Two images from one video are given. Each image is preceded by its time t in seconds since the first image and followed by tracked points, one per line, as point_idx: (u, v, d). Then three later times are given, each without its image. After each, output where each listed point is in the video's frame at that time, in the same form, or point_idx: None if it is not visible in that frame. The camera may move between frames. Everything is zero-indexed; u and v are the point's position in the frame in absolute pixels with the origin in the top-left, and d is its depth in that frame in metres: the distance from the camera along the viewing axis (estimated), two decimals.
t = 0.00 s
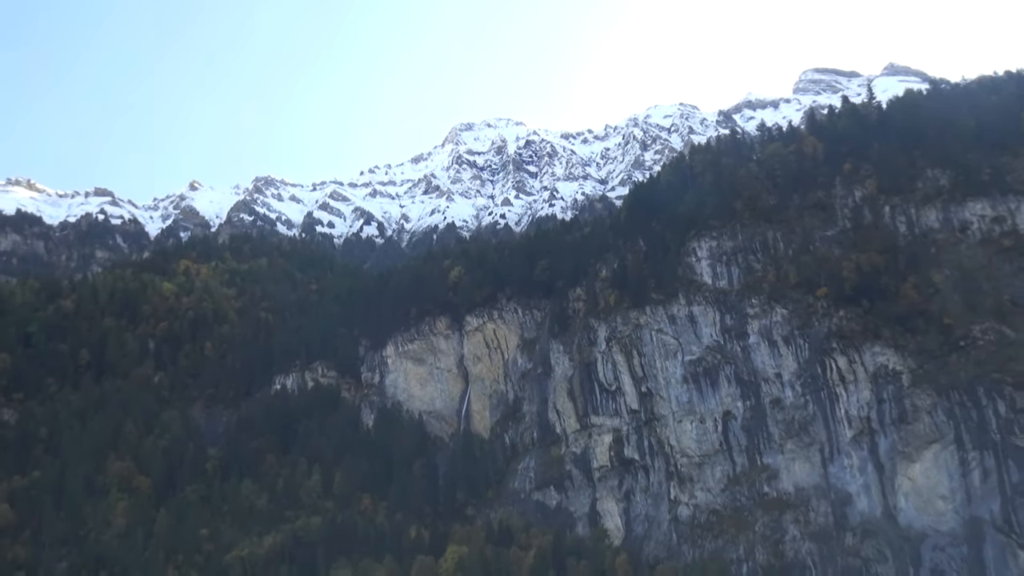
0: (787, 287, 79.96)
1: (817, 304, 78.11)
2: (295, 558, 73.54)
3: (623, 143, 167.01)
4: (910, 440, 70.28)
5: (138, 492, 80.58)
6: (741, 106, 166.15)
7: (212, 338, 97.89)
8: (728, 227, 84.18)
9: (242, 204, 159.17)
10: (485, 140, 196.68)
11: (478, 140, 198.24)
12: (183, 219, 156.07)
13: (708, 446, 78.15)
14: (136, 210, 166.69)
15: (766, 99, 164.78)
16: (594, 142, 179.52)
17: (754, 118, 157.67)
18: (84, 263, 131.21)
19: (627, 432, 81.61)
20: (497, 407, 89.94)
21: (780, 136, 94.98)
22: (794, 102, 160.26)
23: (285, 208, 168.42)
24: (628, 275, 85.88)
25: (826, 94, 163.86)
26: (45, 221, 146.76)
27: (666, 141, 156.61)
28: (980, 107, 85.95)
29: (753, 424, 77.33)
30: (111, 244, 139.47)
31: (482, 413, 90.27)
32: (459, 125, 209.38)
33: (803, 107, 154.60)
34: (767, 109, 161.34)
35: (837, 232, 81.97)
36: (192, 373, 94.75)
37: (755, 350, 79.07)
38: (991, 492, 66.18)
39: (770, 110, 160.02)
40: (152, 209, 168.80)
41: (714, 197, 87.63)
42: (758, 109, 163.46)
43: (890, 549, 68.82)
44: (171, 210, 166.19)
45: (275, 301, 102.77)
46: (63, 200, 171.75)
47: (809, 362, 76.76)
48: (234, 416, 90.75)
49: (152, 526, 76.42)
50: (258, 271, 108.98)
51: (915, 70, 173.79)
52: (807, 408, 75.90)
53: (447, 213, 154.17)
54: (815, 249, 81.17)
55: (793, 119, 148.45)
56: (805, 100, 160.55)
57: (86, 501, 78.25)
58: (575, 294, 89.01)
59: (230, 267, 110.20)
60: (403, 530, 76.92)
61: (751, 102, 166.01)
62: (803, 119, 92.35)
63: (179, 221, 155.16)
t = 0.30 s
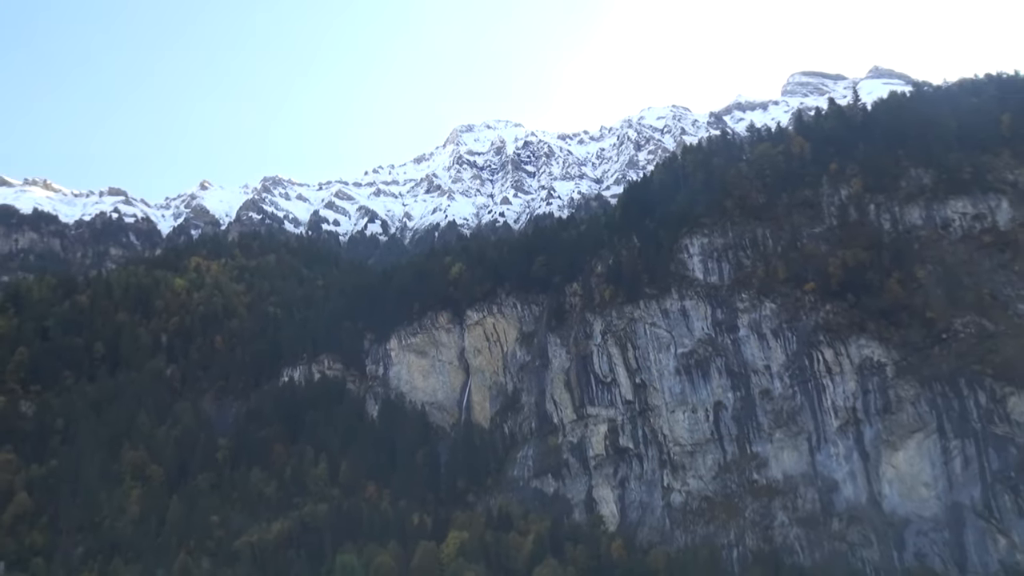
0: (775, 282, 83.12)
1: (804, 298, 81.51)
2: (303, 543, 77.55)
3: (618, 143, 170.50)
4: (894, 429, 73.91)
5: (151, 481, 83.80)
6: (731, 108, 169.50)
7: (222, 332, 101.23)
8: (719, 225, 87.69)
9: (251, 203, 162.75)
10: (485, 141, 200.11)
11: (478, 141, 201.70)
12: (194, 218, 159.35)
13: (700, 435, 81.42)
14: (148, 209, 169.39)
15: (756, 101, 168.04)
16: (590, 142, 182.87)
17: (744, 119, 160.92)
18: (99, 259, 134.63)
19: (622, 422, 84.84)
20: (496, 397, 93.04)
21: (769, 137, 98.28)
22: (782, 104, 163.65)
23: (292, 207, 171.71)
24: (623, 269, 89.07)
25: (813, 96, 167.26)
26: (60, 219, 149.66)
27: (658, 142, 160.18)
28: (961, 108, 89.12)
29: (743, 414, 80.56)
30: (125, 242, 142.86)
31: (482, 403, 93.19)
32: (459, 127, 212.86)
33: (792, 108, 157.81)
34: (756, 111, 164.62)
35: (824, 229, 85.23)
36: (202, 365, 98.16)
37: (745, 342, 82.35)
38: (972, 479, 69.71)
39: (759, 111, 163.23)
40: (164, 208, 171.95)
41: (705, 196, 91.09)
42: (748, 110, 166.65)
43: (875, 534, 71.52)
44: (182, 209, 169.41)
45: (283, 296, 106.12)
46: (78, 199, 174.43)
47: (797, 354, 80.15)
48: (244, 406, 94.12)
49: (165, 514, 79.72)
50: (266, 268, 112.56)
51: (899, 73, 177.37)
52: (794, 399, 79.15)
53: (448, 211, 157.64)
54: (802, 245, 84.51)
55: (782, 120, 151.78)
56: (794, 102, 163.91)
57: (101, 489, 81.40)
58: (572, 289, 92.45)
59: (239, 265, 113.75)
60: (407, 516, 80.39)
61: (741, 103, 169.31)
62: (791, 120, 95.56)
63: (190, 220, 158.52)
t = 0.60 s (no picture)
0: (763, 280, 86.63)
1: (791, 295, 84.82)
2: (311, 529, 81.31)
3: (613, 145, 174.02)
4: (877, 420, 77.45)
5: (164, 469, 87.21)
6: (721, 111, 172.88)
7: (231, 327, 104.86)
8: (710, 223, 90.97)
9: (260, 204, 166.75)
10: (485, 143, 203.71)
11: (478, 143, 205.30)
12: (205, 217, 162.73)
13: (691, 426, 84.84)
14: (161, 208, 172.63)
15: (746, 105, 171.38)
16: (586, 144, 186.27)
17: (734, 122, 164.16)
18: (114, 257, 138.39)
19: (616, 413, 88.30)
20: (496, 390, 96.72)
21: (758, 140, 101.81)
22: (770, 108, 167.16)
23: (299, 206, 175.16)
24: (617, 266, 92.54)
25: (801, 100, 170.67)
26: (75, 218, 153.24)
27: (651, 145, 163.69)
28: (942, 113, 92.45)
29: (733, 406, 83.93)
30: (138, 240, 146.28)
31: (481, 395, 97.30)
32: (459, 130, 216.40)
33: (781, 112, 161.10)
34: (746, 114, 167.91)
35: (811, 229, 88.64)
36: (212, 359, 101.92)
37: (735, 337, 85.80)
38: (953, 468, 73.12)
39: (748, 115, 166.51)
40: (175, 207, 175.37)
41: (697, 195, 94.38)
42: (738, 113, 169.86)
43: (858, 521, 74.66)
44: (194, 208, 172.97)
45: (290, 292, 109.67)
46: (93, 199, 177.71)
47: (784, 348, 83.56)
48: (253, 398, 97.99)
49: (177, 501, 83.06)
50: (274, 266, 116.41)
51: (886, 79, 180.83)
52: (782, 391, 82.49)
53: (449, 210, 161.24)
54: (789, 244, 88.07)
55: (770, 124, 155.13)
56: (782, 106, 167.30)
57: (115, 477, 84.60)
58: (568, 285, 95.45)
59: (247, 263, 117.67)
60: (409, 504, 83.68)
61: (731, 107, 172.69)
62: (778, 122, 99.15)
63: (200, 219, 162.00)
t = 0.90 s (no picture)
0: (752, 277, 90.20)
1: (779, 292, 88.31)
2: (318, 518, 85.05)
3: (608, 148, 177.70)
4: (863, 412, 80.80)
5: (175, 459, 90.71)
6: (713, 115, 176.48)
7: (240, 322, 108.42)
8: (702, 223, 94.70)
9: (268, 204, 170.39)
10: (485, 144, 207.43)
11: (478, 145, 208.98)
12: (215, 217, 166.43)
13: (683, 418, 88.29)
14: (173, 208, 176.24)
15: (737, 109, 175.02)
16: (582, 146, 189.84)
17: (724, 125, 167.70)
18: (127, 255, 142.15)
19: (611, 405, 91.81)
20: (496, 383, 100.34)
21: (749, 143, 105.59)
22: (760, 111, 170.80)
23: (306, 206, 178.92)
24: (613, 264, 96.30)
25: (789, 104, 174.28)
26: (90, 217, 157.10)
27: (645, 147, 167.28)
28: (924, 117, 96.00)
29: (723, 398, 87.37)
30: (150, 238, 150.01)
31: (481, 388, 100.78)
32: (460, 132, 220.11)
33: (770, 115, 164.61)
34: (736, 118, 171.45)
35: (799, 228, 92.17)
36: (222, 354, 105.58)
37: (726, 332, 89.32)
38: (935, 459, 76.62)
39: (738, 118, 170.05)
40: (187, 207, 179.13)
41: (690, 196, 97.94)
42: (729, 117, 173.39)
43: (845, 509, 78.21)
44: (205, 207, 176.88)
45: (297, 289, 113.32)
46: (108, 199, 180.98)
47: (773, 343, 87.05)
48: (262, 391, 101.97)
49: (188, 491, 86.73)
50: (281, 263, 120.20)
51: (875, 84, 184.53)
52: (771, 384, 86.00)
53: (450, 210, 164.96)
54: (778, 243, 91.54)
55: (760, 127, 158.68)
56: (771, 110, 170.90)
57: (128, 468, 88.10)
58: (565, 283, 99.14)
59: (256, 261, 121.45)
60: (412, 493, 87.07)
61: (722, 111, 176.36)
62: (767, 126, 103.19)
63: (211, 219, 165.73)
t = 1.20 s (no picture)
0: (742, 275, 93.54)
1: (768, 290, 91.68)
2: (324, 508, 88.41)
3: (603, 151, 181.51)
4: (849, 406, 84.05)
5: (187, 450, 94.08)
6: (705, 119, 180.23)
7: (249, 319, 112.38)
8: (694, 222, 98.29)
9: (276, 204, 174.40)
10: (485, 147, 211.50)
11: (478, 147, 213.02)
12: (224, 217, 170.33)
13: (676, 411, 91.95)
14: (186, 209, 180.23)
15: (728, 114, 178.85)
16: (578, 149, 193.56)
17: (715, 129, 171.35)
18: (141, 253, 146.03)
19: (606, 399, 95.54)
20: (496, 377, 104.21)
21: (739, 146, 109.45)
22: (750, 115, 174.58)
23: (313, 206, 182.94)
24: (608, 263, 99.92)
25: (777, 109, 178.03)
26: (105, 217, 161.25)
27: (639, 150, 171.07)
28: (907, 122, 99.77)
29: (714, 392, 91.06)
30: (163, 238, 154.10)
31: (481, 382, 104.55)
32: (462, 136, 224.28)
33: (760, 120, 168.33)
34: (727, 122, 175.06)
35: (787, 228, 95.67)
36: (231, 349, 109.43)
37: (717, 328, 92.88)
38: (919, 450, 79.76)
39: (729, 122, 173.69)
40: (198, 207, 183.16)
41: (681, 198, 101.88)
42: (720, 121, 177.04)
43: (831, 498, 81.56)
44: (216, 208, 180.99)
45: (304, 287, 117.47)
46: (121, 201, 184.99)
47: (762, 338, 90.47)
48: (270, 384, 105.90)
49: (200, 480, 90.21)
50: (289, 263, 124.21)
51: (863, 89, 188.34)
52: (760, 378, 89.56)
53: (452, 210, 168.85)
54: (767, 242, 94.94)
55: (751, 131, 162.33)
56: (761, 114, 174.63)
57: (143, 459, 91.78)
58: (562, 281, 102.99)
59: (264, 260, 125.57)
60: (415, 484, 90.60)
61: (713, 116, 180.19)
62: (756, 130, 106.87)
63: (221, 219, 169.72)
